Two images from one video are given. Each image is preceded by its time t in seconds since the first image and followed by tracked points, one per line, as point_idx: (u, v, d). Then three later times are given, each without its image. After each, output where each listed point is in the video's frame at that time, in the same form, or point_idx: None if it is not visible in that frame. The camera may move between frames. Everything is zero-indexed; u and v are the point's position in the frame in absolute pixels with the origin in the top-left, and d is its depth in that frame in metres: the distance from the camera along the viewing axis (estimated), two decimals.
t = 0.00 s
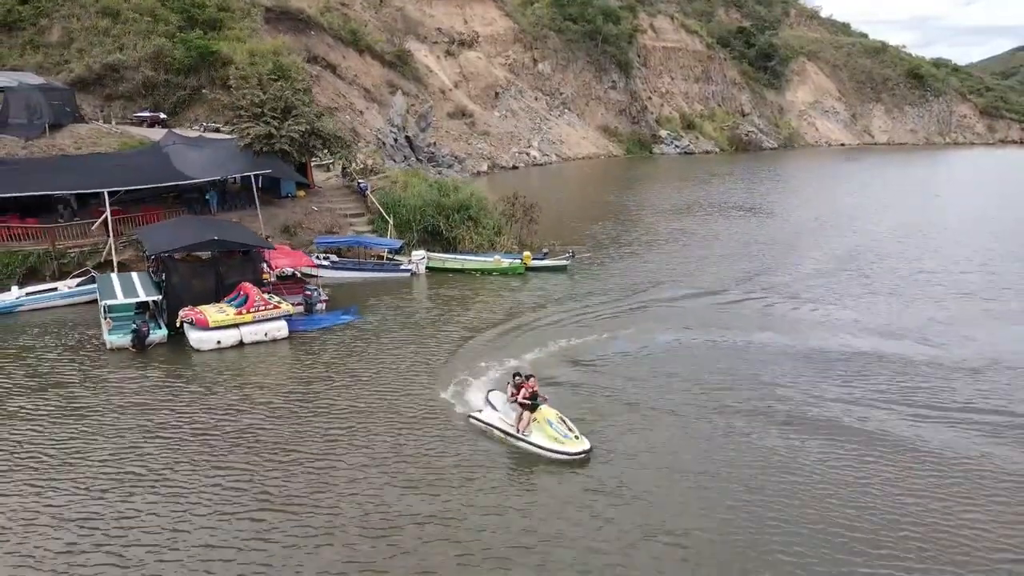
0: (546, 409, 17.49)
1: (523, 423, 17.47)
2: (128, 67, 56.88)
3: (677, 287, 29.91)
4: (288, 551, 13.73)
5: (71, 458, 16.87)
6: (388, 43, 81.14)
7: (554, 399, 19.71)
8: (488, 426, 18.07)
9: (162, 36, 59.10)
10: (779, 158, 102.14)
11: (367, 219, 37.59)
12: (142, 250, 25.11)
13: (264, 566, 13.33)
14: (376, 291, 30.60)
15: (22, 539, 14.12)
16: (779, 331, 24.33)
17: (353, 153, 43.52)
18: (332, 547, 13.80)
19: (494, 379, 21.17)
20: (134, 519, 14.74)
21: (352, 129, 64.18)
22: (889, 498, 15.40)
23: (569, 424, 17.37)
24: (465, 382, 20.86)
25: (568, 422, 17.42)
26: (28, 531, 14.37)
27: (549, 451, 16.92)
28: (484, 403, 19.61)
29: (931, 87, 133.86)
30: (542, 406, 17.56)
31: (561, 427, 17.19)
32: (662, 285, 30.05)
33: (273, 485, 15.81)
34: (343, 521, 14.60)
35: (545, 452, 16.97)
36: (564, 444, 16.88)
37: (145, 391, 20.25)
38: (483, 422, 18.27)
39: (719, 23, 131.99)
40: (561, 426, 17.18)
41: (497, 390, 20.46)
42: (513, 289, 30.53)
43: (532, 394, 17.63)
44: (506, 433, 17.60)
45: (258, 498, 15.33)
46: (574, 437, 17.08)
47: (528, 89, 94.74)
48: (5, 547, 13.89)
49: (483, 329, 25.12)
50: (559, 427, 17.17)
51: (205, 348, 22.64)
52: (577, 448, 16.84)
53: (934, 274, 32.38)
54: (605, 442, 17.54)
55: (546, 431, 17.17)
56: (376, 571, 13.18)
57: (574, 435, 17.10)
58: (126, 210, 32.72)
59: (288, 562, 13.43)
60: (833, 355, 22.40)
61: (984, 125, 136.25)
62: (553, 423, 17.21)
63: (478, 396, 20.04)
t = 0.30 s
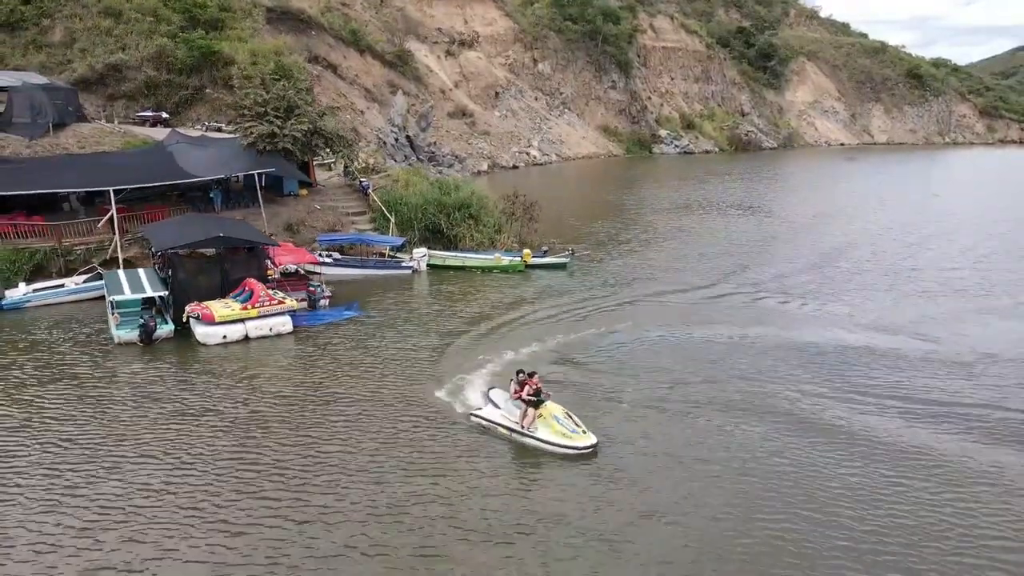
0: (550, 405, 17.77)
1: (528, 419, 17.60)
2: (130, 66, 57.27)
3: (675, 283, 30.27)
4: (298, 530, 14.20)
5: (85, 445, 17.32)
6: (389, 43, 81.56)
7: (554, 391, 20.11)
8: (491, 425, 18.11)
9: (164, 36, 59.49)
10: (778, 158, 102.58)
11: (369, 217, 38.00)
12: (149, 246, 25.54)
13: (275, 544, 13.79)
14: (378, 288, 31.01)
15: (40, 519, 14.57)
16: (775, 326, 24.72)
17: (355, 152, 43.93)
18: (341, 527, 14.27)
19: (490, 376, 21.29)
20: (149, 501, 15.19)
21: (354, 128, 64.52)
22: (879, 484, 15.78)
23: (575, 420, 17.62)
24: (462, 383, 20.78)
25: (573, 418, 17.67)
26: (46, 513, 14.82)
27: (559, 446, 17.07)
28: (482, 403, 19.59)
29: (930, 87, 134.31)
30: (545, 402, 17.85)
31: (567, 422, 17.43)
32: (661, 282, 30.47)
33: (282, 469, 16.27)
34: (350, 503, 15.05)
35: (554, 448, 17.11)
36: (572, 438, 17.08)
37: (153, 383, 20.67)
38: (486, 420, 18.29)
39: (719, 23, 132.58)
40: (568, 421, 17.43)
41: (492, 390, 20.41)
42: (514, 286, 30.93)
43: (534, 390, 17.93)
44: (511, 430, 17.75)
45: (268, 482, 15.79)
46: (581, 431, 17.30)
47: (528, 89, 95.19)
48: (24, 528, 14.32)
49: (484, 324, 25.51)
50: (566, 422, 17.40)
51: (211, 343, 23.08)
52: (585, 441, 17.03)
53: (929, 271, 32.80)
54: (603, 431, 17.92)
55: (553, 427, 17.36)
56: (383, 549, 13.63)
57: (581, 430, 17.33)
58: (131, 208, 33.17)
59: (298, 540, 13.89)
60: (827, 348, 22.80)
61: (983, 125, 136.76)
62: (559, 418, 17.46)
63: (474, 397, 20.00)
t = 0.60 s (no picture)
0: (557, 400, 17.96)
1: (536, 414, 17.75)
2: (132, 66, 57.74)
3: (673, 279, 30.71)
4: (308, 509, 14.86)
5: (99, 434, 17.93)
6: (389, 43, 82.00)
7: (555, 382, 20.52)
8: (497, 422, 18.17)
9: (166, 36, 59.98)
10: (778, 157, 102.97)
11: (370, 215, 38.42)
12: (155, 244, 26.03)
13: (285, 524, 14.37)
14: (380, 284, 31.45)
15: (58, 501, 15.19)
16: (771, 320, 25.17)
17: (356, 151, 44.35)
18: (349, 506, 14.92)
19: (486, 371, 21.48)
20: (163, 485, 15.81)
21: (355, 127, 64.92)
22: (868, 466, 16.20)
23: (582, 414, 17.83)
24: (456, 382, 20.73)
25: (581, 412, 17.87)
26: (64, 496, 15.45)
27: (571, 440, 17.23)
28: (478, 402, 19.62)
29: (930, 87, 134.65)
30: (551, 398, 18.05)
31: (576, 416, 17.62)
32: (659, 277, 30.95)
33: (291, 455, 16.92)
34: (357, 485, 15.70)
35: (566, 442, 17.26)
36: (583, 432, 17.26)
37: (161, 376, 21.17)
38: (491, 418, 18.32)
39: (719, 23, 133.07)
40: (576, 415, 17.62)
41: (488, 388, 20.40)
42: (514, 282, 31.36)
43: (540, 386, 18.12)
44: (518, 426, 17.88)
45: (278, 467, 16.37)
46: (590, 425, 17.50)
47: (528, 88, 95.66)
48: (43, 510, 14.95)
49: (485, 318, 25.94)
50: (575, 416, 17.60)
51: (218, 337, 23.53)
52: (595, 434, 17.22)
53: (925, 267, 33.24)
54: (600, 420, 18.36)
55: (562, 421, 17.53)
56: (389, 528, 14.18)
57: (589, 424, 17.53)
58: (136, 206, 33.60)
59: (308, 519, 14.54)
60: (821, 341, 23.24)
61: (983, 125, 137.18)
62: (567, 412, 17.64)
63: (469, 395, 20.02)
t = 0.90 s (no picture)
0: (560, 397, 18.17)
1: (539, 411, 17.84)
2: (134, 67, 58.23)
3: (668, 276, 31.19)
4: (312, 489, 15.58)
5: (109, 423, 18.65)
6: (389, 43, 82.50)
7: (550, 374, 21.04)
8: (500, 421, 18.24)
9: (167, 36, 60.51)
10: (776, 157, 103.42)
11: (370, 214, 38.90)
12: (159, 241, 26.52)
13: (289, 507, 14.97)
14: (380, 282, 31.94)
15: (72, 485, 15.92)
16: (762, 315, 25.69)
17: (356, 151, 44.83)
18: (350, 486, 15.63)
19: (481, 367, 21.79)
20: (172, 469, 16.53)
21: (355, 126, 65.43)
22: (851, 451, 16.78)
23: (586, 410, 18.06)
24: (451, 382, 20.75)
25: (584, 409, 18.10)
26: (76, 482, 16.09)
27: (577, 434, 17.39)
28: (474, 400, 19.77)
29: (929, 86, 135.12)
30: (554, 395, 18.27)
31: (580, 412, 17.84)
32: (654, 273, 31.50)
33: (294, 440, 17.61)
34: (358, 467, 16.38)
35: (573, 436, 17.40)
36: (589, 426, 17.46)
37: (166, 371, 21.69)
38: (495, 417, 18.39)
39: (718, 23, 133.62)
40: (580, 410, 17.85)
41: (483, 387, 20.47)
42: (512, 280, 31.84)
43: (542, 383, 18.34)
44: (522, 424, 17.98)
45: (282, 454, 16.97)
46: (594, 420, 17.73)
47: (528, 89, 96.16)
48: (56, 494, 15.59)
49: (483, 314, 26.43)
50: (579, 412, 17.81)
51: (221, 332, 24.04)
52: (601, 428, 17.45)
53: (917, 265, 33.75)
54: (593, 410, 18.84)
55: (568, 417, 17.71)
56: (389, 510, 14.74)
57: (594, 419, 17.76)
58: (139, 204, 34.10)
59: (311, 498, 15.26)
60: (812, 335, 23.71)
61: (981, 124, 137.69)
62: (572, 408, 17.85)
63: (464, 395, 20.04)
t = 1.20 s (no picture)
0: (554, 394, 18.39)
1: (535, 409, 17.97)
2: (133, 67, 58.63)
3: (659, 275, 31.59)
4: (304, 478, 15.95)
5: (107, 416, 19.10)
6: (388, 44, 82.91)
7: (541, 368, 21.43)
8: (496, 421, 18.22)
9: (166, 37, 60.97)
10: (775, 157, 103.74)
11: (366, 214, 39.28)
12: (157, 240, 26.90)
13: (282, 493, 15.43)
14: (375, 281, 32.27)
15: (70, 475, 16.34)
16: (751, 313, 26.09)
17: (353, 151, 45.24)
18: (342, 475, 16.01)
19: (471, 363, 22.13)
20: (168, 460, 16.94)
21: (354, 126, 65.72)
22: (829, 443, 17.16)
23: (580, 407, 18.33)
24: (442, 379, 21.01)
25: (578, 405, 18.36)
26: (75, 470, 16.57)
27: (578, 430, 17.60)
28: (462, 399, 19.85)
29: (927, 86, 135.47)
30: (548, 393, 18.47)
31: (576, 409, 18.11)
32: (647, 271, 31.87)
33: (287, 432, 18.05)
34: (349, 455, 16.85)
35: (574, 433, 17.63)
36: (588, 422, 17.71)
37: (162, 367, 22.12)
38: (489, 416, 18.33)
39: (717, 23, 134.01)
40: (576, 407, 18.12)
41: (470, 387, 20.54)
42: (506, 278, 32.20)
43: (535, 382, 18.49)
44: (519, 423, 18.01)
45: (276, 445, 17.45)
46: (591, 416, 18.03)
47: (526, 89, 96.58)
48: (56, 482, 16.08)
49: (475, 312, 26.76)
50: (576, 408, 18.08)
51: (216, 329, 24.43)
52: (599, 423, 17.77)
53: (906, 264, 34.15)
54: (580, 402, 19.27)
55: (566, 413, 17.90)
56: (378, 496, 15.21)
57: (590, 415, 18.07)
58: (137, 203, 34.46)
59: (304, 486, 15.65)
60: (799, 331, 24.11)
61: (980, 124, 138.10)
62: (568, 405, 18.12)
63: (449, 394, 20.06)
